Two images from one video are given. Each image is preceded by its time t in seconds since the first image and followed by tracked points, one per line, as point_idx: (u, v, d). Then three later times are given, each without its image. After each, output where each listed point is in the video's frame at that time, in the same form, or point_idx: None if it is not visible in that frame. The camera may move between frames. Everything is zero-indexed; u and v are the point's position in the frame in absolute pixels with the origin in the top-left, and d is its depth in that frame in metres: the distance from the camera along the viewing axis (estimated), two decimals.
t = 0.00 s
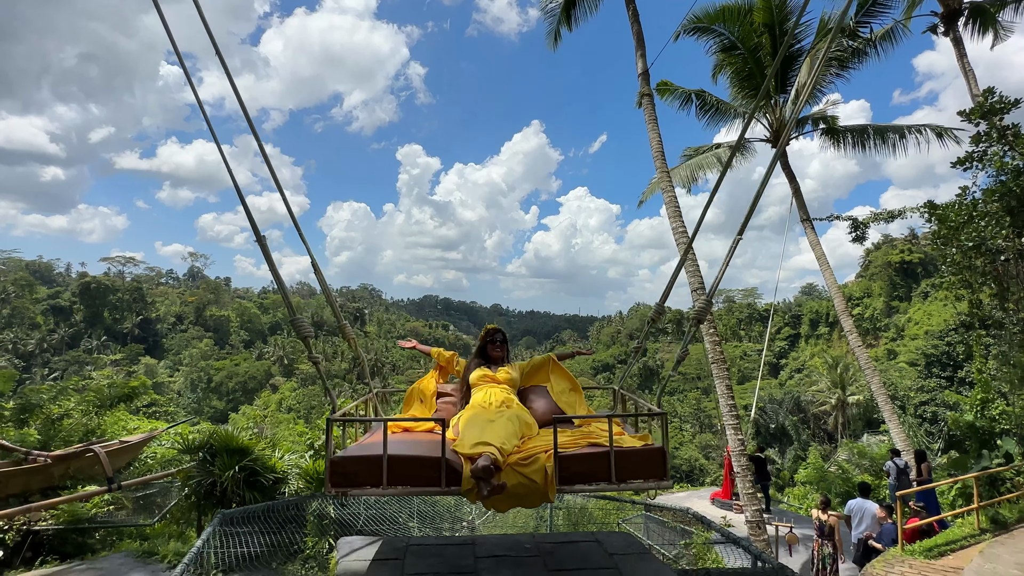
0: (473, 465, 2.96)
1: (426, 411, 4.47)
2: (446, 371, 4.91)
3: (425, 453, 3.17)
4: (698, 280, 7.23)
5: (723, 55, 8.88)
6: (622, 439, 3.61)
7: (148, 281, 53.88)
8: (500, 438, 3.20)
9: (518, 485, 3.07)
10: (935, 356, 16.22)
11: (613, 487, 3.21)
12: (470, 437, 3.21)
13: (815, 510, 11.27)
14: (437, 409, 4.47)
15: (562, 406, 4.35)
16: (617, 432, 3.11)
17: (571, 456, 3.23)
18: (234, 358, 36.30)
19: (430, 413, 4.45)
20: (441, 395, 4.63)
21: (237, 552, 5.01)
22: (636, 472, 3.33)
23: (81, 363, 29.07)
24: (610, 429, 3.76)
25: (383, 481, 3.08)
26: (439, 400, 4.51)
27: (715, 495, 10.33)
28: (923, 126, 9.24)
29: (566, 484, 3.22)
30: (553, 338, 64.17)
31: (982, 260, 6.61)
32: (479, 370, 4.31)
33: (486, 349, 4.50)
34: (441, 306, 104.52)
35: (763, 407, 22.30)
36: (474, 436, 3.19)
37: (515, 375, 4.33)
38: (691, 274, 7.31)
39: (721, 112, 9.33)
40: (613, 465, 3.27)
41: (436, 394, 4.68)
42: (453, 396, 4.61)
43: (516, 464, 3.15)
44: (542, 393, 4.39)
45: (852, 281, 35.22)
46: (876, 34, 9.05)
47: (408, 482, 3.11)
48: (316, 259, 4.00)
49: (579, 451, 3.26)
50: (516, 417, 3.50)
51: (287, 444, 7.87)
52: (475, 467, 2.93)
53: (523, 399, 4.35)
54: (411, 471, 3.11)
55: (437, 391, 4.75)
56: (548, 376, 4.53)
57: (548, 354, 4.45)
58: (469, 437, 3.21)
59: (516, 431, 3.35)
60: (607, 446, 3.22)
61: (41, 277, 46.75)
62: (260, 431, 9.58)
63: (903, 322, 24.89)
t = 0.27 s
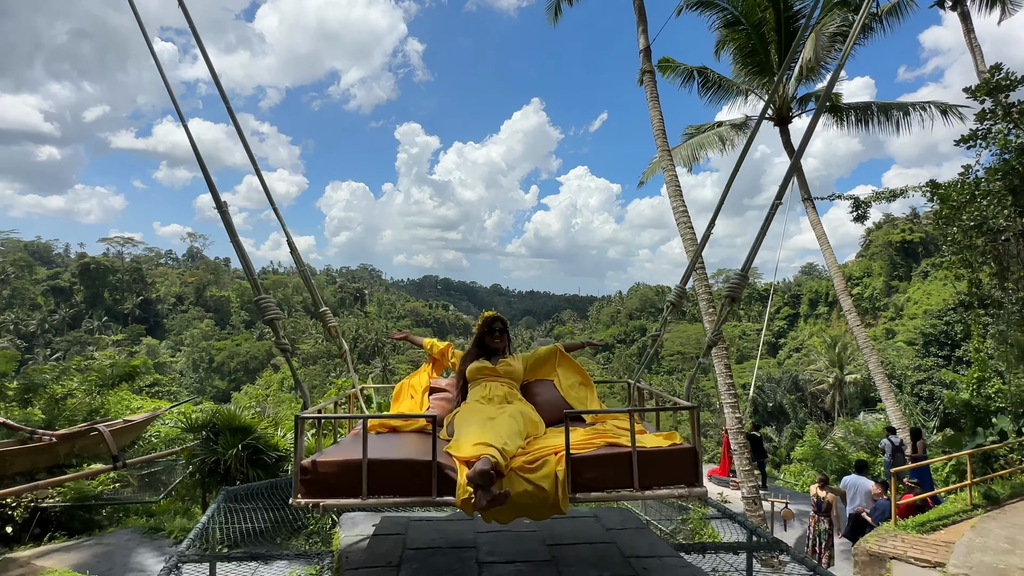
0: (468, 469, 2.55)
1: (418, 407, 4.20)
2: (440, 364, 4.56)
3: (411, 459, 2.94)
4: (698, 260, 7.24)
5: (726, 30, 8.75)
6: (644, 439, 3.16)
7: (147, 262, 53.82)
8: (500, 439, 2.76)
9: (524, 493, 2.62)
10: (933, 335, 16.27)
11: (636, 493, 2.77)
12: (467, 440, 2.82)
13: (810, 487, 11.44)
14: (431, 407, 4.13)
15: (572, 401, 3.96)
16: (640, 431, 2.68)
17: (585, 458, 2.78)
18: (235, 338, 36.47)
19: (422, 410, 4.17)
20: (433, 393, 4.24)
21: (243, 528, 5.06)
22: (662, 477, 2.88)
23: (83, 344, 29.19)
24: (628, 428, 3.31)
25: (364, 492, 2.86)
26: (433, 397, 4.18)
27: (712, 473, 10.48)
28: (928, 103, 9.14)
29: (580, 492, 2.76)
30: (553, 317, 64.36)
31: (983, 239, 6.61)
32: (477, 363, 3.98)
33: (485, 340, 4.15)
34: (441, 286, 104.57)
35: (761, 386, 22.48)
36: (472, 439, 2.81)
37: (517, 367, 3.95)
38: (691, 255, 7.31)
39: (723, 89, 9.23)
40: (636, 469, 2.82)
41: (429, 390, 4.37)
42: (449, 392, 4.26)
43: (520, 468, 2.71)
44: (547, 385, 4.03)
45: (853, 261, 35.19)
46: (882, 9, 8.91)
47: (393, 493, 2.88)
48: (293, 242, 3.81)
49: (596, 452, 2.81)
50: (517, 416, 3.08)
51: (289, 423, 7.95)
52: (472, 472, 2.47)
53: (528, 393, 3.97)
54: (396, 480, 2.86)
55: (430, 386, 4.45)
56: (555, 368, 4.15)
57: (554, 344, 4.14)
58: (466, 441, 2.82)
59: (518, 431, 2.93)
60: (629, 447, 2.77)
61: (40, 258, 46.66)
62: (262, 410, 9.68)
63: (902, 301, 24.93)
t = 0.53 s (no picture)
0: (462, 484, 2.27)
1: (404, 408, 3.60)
2: (432, 358, 4.05)
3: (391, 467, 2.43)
4: (697, 240, 7.25)
5: (730, 4, 8.57)
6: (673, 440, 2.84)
7: (145, 242, 53.62)
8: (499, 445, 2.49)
9: (529, 510, 2.34)
10: (931, 314, 16.31)
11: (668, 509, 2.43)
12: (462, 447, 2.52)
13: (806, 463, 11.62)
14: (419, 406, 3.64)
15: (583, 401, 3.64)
16: (668, 432, 2.40)
17: (602, 467, 2.47)
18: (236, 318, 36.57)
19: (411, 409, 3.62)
20: (423, 390, 3.79)
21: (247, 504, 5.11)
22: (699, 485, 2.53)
23: (84, 324, 29.26)
24: (650, 432, 3.01)
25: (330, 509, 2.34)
26: (421, 396, 3.70)
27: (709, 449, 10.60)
28: (934, 79, 9.01)
29: (598, 509, 2.42)
30: (553, 297, 64.44)
31: (984, 218, 6.58)
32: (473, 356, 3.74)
33: (484, 332, 3.87)
34: (441, 265, 104.39)
35: (760, 364, 22.63)
36: (467, 444, 2.53)
37: (519, 362, 3.73)
38: (691, 233, 7.30)
39: (726, 65, 9.09)
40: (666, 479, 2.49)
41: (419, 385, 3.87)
42: (440, 390, 3.80)
43: (524, 479, 2.42)
44: (555, 383, 3.73)
45: (854, 240, 35.08)
46: None
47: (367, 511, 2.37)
48: (261, 214, 3.18)
49: (614, 459, 2.50)
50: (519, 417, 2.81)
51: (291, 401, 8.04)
52: (465, 485, 2.22)
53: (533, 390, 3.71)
54: (370, 493, 2.38)
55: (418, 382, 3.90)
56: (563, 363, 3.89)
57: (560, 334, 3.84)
58: (461, 447, 2.53)
59: (520, 437, 2.65)
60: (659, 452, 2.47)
61: (38, 238, 46.49)
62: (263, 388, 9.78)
63: (902, 280, 24.94)
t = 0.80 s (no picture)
0: (446, 509, 1.72)
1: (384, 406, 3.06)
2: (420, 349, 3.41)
3: (344, 487, 1.94)
4: (697, 216, 7.23)
5: None
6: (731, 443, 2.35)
7: (144, 219, 53.38)
8: (500, 456, 1.96)
9: (540, 548, 1.81)
10: (931, 290, 16.33)
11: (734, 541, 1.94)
12: (449, 457, 2.00)
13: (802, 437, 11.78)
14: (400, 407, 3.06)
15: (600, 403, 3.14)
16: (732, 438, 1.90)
17: (644, 487, 1.96)
18: (236, 295, 36.63)
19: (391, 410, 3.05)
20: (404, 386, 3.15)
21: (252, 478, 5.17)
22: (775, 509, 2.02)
23: (85, 301, 29.29)
24: (694, 435, 2.50)
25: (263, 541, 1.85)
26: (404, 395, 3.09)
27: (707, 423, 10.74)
28: (941, 51, 8.86)
29: (637, 543, 1.91)
30: (553, 273, 64.49)
31: (986, 193, 6.55)
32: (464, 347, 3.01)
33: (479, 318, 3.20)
34: (440, 242, 104.13)
35: (759, 340, 22.77)
36: (457, 454, 1.99)
37: (524, 352, 3.09)
38: (691, 210, 7.27)
39: (729, 37, 8.92)
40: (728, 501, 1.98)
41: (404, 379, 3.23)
42: (429, 388, 3.13)
43: (534, 502, 1.90)
44: (567, 378, 3.20)
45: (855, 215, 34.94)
46: None
47: (310, 545, 1.88)
48: (210, 191, 3.06)
49: (656, 475, 2.00)
50: (526, 419, 2.28)
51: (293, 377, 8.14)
52: (452, 515, 1.68)
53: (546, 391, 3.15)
54: (315, 521, 1.89)
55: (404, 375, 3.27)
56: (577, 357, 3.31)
57: (573, 319, 3.26)
58: (449, 457, 2.00)
59: (527, 447, 2.11)
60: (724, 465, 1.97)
61: (35, 215, 46.26)
62: (266, 365, 9.87)
63: (903, 256, 24.90)
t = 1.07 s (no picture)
0: (426, 557, 1.30)
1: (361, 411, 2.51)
2: (406, 342, 2.93)
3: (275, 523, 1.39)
4: (699, 198, 7.20)
5: None
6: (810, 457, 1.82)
7: (142, 202, 53.22)
8: (495, 480, 1.54)
9: None
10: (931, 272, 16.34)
11: None
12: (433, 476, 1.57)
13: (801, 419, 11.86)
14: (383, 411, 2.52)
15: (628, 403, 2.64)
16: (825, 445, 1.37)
17: (701, 517, 1.39)
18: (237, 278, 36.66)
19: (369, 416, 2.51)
20: (387, 386, 2.65)
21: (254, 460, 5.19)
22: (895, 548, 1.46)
23: (86, 284, 29.31)
24: (750, 447, 2.02)
25: None
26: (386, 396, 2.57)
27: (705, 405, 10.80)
28: (948, 29, 8.73)
29: None
30: (553, 256, 64.52)
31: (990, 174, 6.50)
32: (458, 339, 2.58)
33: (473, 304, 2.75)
34: (440, 225, 103.89)
35: (759, 322, 22.84)
36: (441, 477, 1.56)
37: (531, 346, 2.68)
38: (693, 192, 7.23)
39: (734, 16, 8.77)
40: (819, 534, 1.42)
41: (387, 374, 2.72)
42: (416, 386, 2.63)
43: (546, 543, 1.46)
44: (581, 374, 2.74)
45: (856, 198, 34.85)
46: None
47: None
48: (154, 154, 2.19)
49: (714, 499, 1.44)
50: (533, 435, 1.86)
51: (294, 360, 8.17)
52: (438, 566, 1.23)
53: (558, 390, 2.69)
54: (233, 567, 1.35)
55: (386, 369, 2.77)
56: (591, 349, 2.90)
57: (582, 306, 2.87)
58: (431, 479, 1.56)
59: (536, 471, 1.68)
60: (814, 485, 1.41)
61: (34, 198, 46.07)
62: (267, 348, 9.92)
63: (904, 239, 24.86)
